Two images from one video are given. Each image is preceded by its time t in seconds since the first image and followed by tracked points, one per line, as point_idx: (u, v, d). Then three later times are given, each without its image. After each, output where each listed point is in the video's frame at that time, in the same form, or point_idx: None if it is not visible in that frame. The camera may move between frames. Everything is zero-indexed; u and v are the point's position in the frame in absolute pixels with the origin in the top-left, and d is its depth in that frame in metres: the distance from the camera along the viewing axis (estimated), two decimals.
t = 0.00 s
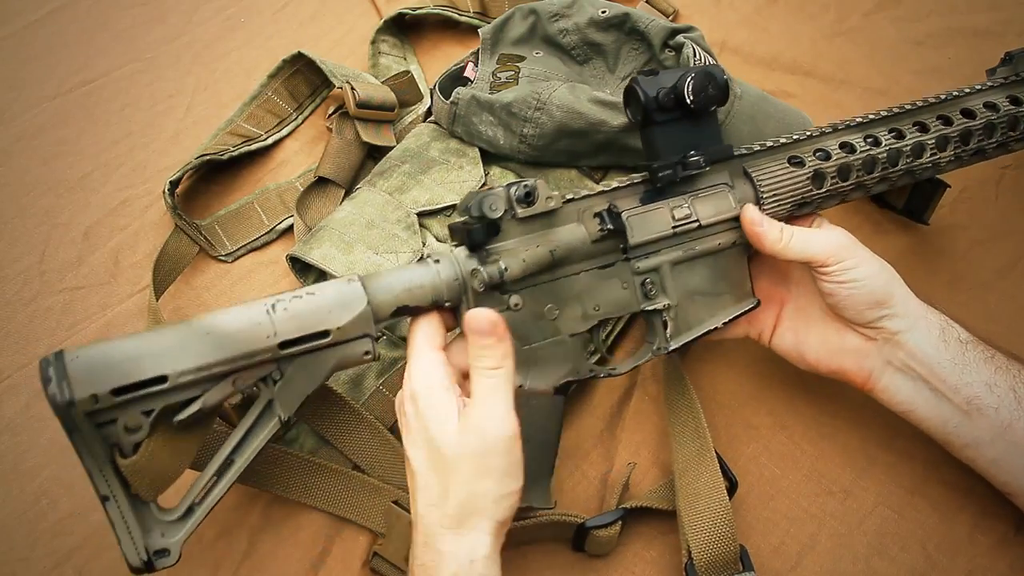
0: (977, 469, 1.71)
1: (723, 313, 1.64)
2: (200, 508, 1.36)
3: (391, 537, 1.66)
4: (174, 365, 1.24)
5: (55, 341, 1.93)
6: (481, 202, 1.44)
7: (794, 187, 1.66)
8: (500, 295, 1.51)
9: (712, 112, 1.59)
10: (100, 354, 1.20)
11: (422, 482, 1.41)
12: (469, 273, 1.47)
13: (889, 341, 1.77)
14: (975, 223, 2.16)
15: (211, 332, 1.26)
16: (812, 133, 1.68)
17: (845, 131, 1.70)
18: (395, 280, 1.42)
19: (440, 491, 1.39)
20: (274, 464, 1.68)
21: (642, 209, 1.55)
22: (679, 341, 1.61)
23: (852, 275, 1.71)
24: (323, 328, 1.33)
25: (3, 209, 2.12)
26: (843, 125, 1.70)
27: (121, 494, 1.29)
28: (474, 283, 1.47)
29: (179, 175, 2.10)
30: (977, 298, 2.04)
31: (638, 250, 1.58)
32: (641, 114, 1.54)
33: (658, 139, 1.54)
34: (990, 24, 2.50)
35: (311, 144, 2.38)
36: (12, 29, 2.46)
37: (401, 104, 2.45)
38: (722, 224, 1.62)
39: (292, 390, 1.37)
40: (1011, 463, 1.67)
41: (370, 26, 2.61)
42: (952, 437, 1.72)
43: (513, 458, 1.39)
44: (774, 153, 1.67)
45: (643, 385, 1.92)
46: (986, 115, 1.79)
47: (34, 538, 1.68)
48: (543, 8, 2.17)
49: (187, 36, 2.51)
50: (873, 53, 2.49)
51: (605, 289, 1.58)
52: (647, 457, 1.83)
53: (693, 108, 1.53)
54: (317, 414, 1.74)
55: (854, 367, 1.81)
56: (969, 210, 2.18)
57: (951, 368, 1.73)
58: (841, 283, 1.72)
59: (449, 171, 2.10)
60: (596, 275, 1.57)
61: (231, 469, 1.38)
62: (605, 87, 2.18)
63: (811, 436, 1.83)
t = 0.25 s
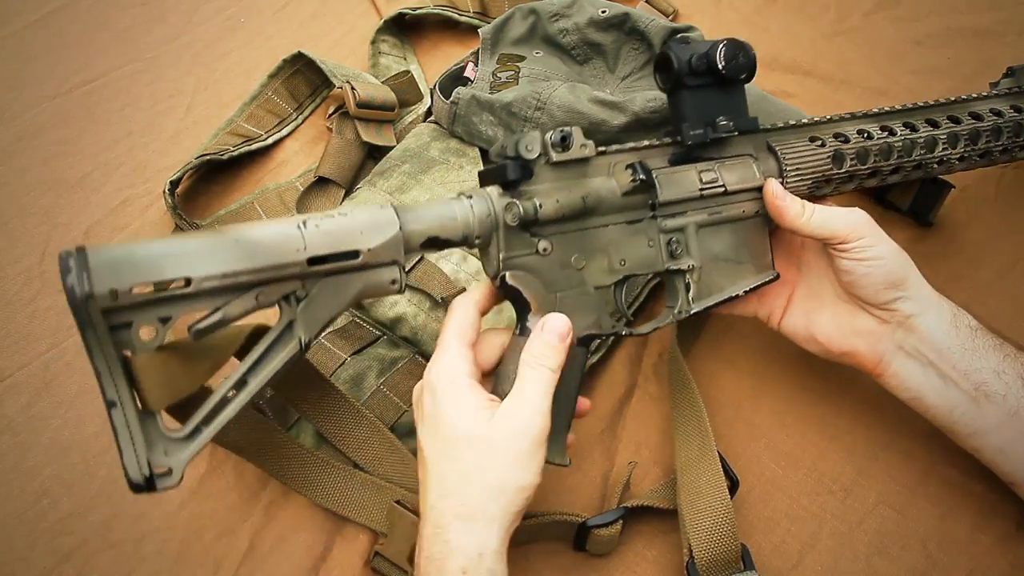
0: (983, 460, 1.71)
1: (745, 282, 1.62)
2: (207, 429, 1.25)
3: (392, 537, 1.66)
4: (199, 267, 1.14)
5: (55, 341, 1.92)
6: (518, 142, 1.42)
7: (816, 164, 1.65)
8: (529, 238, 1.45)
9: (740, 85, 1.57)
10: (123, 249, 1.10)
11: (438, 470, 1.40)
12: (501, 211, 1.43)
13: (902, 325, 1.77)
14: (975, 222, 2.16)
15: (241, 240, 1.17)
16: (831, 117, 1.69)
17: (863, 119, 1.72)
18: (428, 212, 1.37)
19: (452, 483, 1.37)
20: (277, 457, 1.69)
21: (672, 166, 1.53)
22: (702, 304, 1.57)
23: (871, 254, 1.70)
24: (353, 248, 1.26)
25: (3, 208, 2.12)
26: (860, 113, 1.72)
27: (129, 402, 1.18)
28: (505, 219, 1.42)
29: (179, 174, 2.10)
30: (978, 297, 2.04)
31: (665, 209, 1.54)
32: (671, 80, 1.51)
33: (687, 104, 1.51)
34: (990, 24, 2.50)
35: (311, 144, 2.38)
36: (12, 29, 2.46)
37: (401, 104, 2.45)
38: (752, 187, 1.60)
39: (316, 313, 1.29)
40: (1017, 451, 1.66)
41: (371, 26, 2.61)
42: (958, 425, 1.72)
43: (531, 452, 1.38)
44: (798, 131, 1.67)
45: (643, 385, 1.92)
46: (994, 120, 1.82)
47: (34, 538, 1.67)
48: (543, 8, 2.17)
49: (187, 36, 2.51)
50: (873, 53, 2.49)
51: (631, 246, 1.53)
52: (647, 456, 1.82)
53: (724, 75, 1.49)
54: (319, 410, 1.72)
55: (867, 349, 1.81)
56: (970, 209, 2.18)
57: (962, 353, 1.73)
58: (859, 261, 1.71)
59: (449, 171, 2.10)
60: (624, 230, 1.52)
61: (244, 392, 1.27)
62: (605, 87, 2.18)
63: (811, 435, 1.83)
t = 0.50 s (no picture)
0: (980, 465, 1.71)
1: (726, 300, 1.63)
2: (189, 469, 1.30)
3: (393, 535, 1.66)
4: (172, 320, 1.15)
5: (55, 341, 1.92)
6: (493, 171, 1.38)
7: (806, 178, 1.63)
8: (504, 269, 1.45)
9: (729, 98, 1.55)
10: (94, 304, 1.11)
11: (445, 470, 1.38)
12: (474, 243, 1.41)
13: (896, 337, 1.76)
14: (975, 223, 2.16)
15: (211, 287, 1.17)
16: (827, 126, 1.66)
17: (859, 126, 1.69)
18: (398, 246, 1.35)
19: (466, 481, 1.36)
20: (280, 453, 1.69)
21: (653, 188, 1.52)
22: (679, 326, 1.59)
23: (863, 271, 1.69)
24: (325, 291, 1.26)
25: (3, 208, 2.12)
26: (857, 119, 1.70)
27: (109, 448, 1.22)
28: (478, 254, 1.41)
29: (179, 174, 2.10)
30: (977, 298, 2.04)
31: (645, 232, 1.53)
32: (658, 94, 1.49)
33: (674, 120, 1.50)
34: (990, 24, 2.50)
35: (311, 144, 2.38)
36: (12, 29, 2.46)
37: (401, 104, 2.45)
38: (735, 209, 1.59)
39: (291, 354, 1.30)
40: (1013, 457, 1.67)
41: (371, 26, 2.61)
42: (954, 432, 1.72)
43: (543, 448, 1.40)
44: (788, 142, 1.64)
45: (642, 385, 1.92)
46: (1000, 120, 1.79)
47: (34, 537, 1.68)
48: (543, 8, 2.17)
49: (187, 36, 2.51)
50: (873, 53, 2.49)
51: (609, 270, 1.53)
52: (647, 456, 1.82)
53: (712, 90, 1.48)
54: (319, 408, 1.73)
55: (862, 362, 1.81)
56: (969, 209, 2.18)
57: (956, 363, 1.73)
58: (852, 279, 1.71)
59: (449, 171, 2.10)
60: (601, 254, 1.52)
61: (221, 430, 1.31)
62: (605, 87, 2.18)
63: (810, 436, 1.83)
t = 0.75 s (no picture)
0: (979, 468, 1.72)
1: (705, 321, 1.63)
2: (179, 513, 1.42)
3: (392, 536, 1.66)
4: (147, 386, 1.28)
5: (55, 341, 1.93)
6: (457, 219, 1.38)
7: (786, 197, 1.64)
8: (473, 310, 1.48)
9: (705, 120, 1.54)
10: (74, 377, 1.25)
11: (432, 477, 1.39)
12: (441, 292, 1.45)
13: (891, 349, 1.76)
14: (975, 223, 2.16)
15: (183, 354, 1.30)
16: (810, 136, 1.66)
17: (846, 133, 1.68)
18: (364, 298, 1.43)
19: (453, 486, 1.37)
20: (277, 455, 1.70)
21: (623, 220, 1.52)
22: (657, 349, 1.59)
23: (851, 291, 1.70)
24: (293, 348, 1.36)
25: (3, 208, 2.12)
26: (844, 126, 1.69)
27: (102, 503, 1.35)
28: (445, 306, 1.45)
29: (179, 175, 2.10)
30: (977, 298, 2.04)
31: (618, 263, 1.54)
32: (629, 121, 1.48)
33: (646, 149, 1.50)
34: (990, 24, 2.50)
35: (311, 144, 2.38)
36: (12, 29, 2.46)
37: (401, 104, 2.45)
38: (711, 233, 1.59)
39: (266, 405, 1.41)
40: (1010, 462, 1.67)
41: (371, 26, 2.61)
42: (950, 437, 1.73)
43: (526, 448, 1.41)
44: (769, 157, 1.64)
45: (643, 385, 1.92)
46: (1001, 112, 1.77)
47: (34, 538, 1.68)
48: (543, 8, 2.18)
49: (187, 36, 2.51)
50: (873, 53, 2.49)
51: (583, 301, 1.55)
52: (647, 457, 1.83)
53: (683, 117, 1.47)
54: (316, 413, 1.75)
55: (857, 370, 1.83)
56: (969, 209, 2.18)
57: (950, 373, 1.72)
58: (840, 300, 1.72)
59: (449, 171, 2.10)
60: (573, 287, 1.53)
61: (209, 476, 1.43)
62: (605, 87, 2.18)
63: (810, 436, 1.83)
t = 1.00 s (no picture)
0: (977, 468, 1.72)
1: (703, 324, 1.62)
2: (173, 506, 1.42)
3: (392, 537, 1.66)
4: (142, 378, 1.30)
5: (55, 341, 1.93)
6: (456, 216, 1.40)
7: (788, 200, 1.64)
8: (472, 309, 1.48)
9: (706, 122, 1.55)
10: (71, 367, 1.27)
11: (437, 478, 1.39)
12: (440, 289, 1.46)
13: (890, 351, 1.76)
14: (975, 223, 2.16)
15: (180, 346, 1.31)
16: (812, 141, 1.66)
17: (849, 138, 1.68)
18: (363, 293, 1.43)
19: (459, 486, 1.37)
20: (277, 455, 1.70)
21: (624, 220, 1.52)
22: (656, 351, 1.59)
23: (850, 295, 1.70)
24: (291, 343, 1.37)
25: (3, 208, 2.12)
26: (847, 131, 1.69)
27: (97, 495, 1.37)
28: (443, 302, 1.45)
29: (179, 175, 2.10)
30: (977, 298, 2.04)
31: (617, 264, 1.54)
32: (630, 122, 1.50)
33: (648, 149, 1.51)
34: (990, 24, 2.50)
35: (311, 144, 2.38)
36: (12, 29, 2.46)
37: (401, 104, 2.45)
38: (710, 235, 1.59)
39: (262, 399, 1.41)
40: (1010, 464, 1.67)
41: (371, 26, 2.61)
42: (951, 439, 1.73)
43: (530, 447, 1.41)
44: (770, 161, 1.64)
45: (643, 386, 1.92)
46: (1005, 120, 1.77)
47: (34, 537, 1.68)
48: (543, 8, 2.18)
49: (187, 36, 2.50)
50: (873, 53, 2.49)
51: (582, 301, 1.55)
52: (647, 457, 1.83)
53: (685, 119, 1.49)
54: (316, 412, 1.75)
55: (856, 372, 1.83)
56: (968, 209, 2.19)
57: (950, 375, 1.72)
58: (839, 304, 1.72)
59: (449, 171, 2.10)
60: (573, 287, 1.54)
61: (204, 470, 1.44)
62: (605, 87, 2.18)
63: (810, 436, 1.83)
